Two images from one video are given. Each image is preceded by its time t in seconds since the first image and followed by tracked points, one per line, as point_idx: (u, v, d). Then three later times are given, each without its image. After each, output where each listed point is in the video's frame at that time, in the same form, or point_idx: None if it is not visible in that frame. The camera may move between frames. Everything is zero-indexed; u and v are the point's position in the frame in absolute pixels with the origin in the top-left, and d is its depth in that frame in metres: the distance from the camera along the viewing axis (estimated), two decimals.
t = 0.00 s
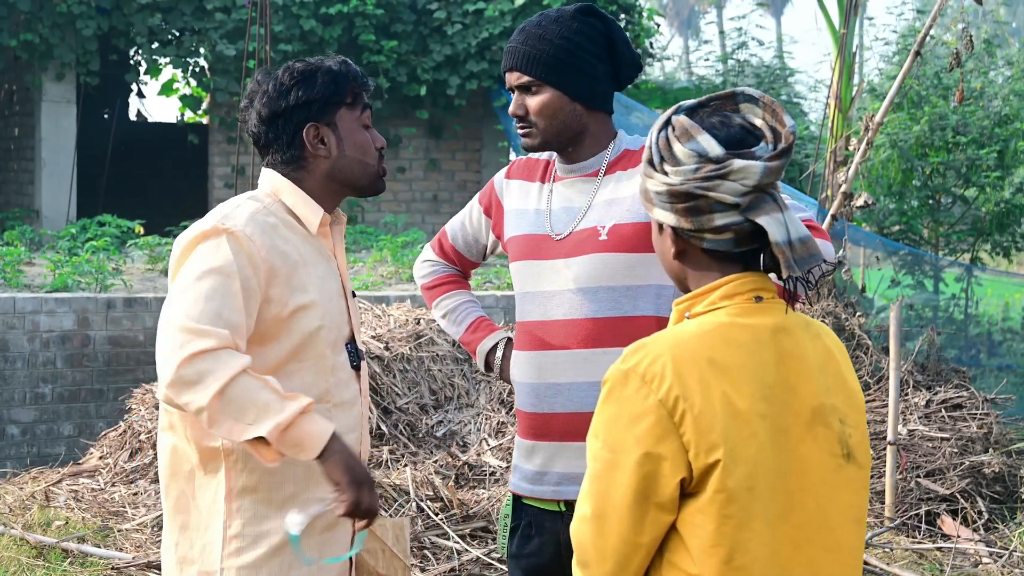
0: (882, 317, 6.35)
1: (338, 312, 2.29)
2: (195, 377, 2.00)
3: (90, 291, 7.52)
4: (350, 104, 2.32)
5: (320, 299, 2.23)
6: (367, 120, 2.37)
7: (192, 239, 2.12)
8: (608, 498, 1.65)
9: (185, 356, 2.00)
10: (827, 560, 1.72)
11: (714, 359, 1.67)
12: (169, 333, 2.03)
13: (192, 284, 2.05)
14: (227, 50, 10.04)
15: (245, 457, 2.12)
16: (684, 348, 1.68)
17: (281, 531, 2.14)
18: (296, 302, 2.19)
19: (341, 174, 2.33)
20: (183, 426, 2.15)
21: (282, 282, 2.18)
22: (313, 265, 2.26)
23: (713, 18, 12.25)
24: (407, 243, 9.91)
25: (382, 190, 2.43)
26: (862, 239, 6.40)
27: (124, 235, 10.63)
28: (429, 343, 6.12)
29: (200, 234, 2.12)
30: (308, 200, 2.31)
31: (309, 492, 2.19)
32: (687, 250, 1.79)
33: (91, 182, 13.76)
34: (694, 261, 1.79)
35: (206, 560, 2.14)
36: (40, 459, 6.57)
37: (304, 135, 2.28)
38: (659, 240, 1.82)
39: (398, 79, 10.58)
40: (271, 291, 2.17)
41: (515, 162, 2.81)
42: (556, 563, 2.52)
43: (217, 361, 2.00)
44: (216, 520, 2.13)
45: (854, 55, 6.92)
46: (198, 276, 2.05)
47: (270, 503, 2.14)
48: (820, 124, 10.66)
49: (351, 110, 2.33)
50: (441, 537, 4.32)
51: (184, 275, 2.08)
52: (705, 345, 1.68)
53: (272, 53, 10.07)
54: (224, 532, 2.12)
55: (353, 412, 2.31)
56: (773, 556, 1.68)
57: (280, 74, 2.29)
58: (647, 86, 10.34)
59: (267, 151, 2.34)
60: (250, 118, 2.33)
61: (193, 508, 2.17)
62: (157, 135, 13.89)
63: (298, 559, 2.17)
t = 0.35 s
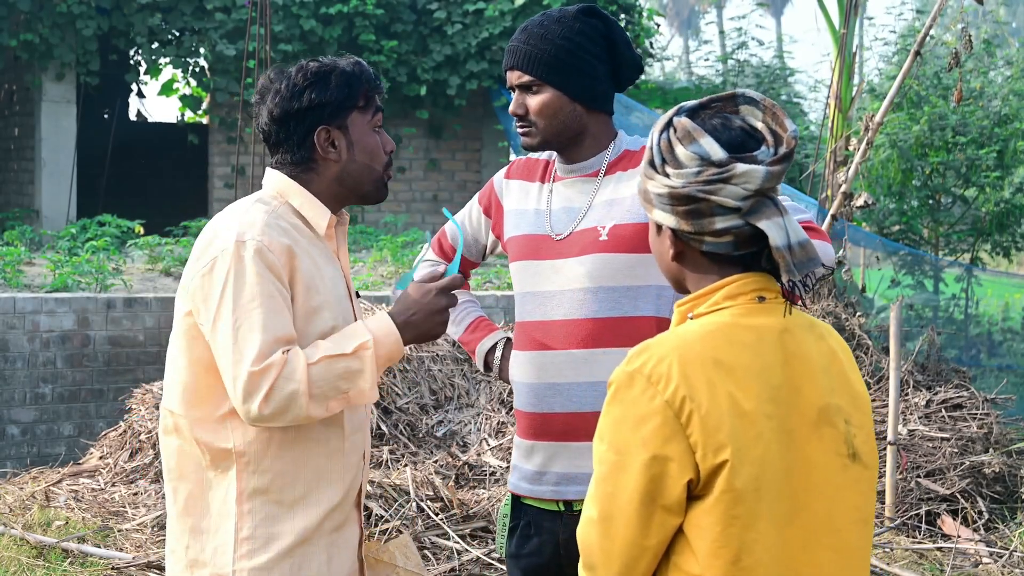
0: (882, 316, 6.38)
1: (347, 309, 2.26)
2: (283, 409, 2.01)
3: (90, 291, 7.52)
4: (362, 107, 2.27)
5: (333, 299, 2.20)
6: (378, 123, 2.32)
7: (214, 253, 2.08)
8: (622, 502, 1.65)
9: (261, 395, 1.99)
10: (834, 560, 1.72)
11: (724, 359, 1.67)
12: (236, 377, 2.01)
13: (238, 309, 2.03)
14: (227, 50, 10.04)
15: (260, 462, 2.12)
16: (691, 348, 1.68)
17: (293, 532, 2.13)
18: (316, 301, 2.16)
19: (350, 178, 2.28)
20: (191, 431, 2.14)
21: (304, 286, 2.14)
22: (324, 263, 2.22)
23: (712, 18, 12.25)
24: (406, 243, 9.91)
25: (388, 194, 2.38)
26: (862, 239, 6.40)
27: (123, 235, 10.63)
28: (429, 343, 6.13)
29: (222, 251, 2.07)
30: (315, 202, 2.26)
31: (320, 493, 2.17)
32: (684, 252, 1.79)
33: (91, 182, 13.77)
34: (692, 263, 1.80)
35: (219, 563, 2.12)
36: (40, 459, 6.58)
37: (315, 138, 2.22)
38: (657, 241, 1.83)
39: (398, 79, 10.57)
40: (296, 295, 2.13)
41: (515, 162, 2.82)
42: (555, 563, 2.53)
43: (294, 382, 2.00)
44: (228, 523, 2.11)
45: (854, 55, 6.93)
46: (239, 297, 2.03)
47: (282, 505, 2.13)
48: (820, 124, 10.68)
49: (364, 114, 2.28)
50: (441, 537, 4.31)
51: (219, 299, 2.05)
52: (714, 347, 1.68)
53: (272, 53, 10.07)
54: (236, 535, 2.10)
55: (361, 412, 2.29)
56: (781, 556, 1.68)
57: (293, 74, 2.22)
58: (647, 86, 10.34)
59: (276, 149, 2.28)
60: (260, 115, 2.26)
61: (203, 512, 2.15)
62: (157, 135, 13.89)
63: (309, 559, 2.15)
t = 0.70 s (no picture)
0: (882, 317, 6.37)
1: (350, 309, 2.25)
2: (267, 410, 2.02)
3: (90, 291, 7.51)
4: (387, 118, 2.27)
5: (338, 301, 2.19)
6: (399, 135, 2.32)
7: (221, 243, 2.07)
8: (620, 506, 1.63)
9: (248, 394, 1.99)
10: (839, 557, 1.71)
11: (718, 361, 1.67)
12: (226, 372, 2.01)
13: (239, 307, 2.02)
14: (227, 50, 10.03)
15: (266, 462, 2.11)
16: (682, 353, 1.68)
17: (297, 535, 2.12)
18: (320, 303, 2.15)
19: (367, 186, 2.27)
20: (200, 427, 2.13)
21: (309, 285, 2.13)
22: (329, 263, 2.21)
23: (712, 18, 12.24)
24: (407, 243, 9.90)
25: (400, 208, 2.37)
26: (862, 239, 6.41)
27: (124, 235, 10.63)
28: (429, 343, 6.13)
29: (231, 243, 2.06)
30: (328, 203, 2.25)
31: (323, 494, 2.17)
32: (656, 267, 1.80)
33: (91, 182, 13.77)
34: (664, 278, 1.81)
35: (221, 563, 2.10)
36: (40, 459, 6.57)
37: (337, 141, 2.21)
38: (628, 256, 1.83)
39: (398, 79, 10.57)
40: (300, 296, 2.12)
41: (519, 162, 2.81)
42: (557, 563, 2.52)
43: (282, 389, 2.01)
44: (231, 523, 2.10)
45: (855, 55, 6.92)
46: (239, 295, 2.03)
47: (285, 507, 2.12)
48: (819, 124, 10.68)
49: (387, 125, 2.28)
50: (441, 537, 4.30)
51: (217, 295, 2.04)
52: (710, 346, 1.68)
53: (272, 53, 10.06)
54: (239, 536, 2.09)
55: (364, 414, 2.29)
56: (784, 556, 1.67)
57: (323, 77, 2.22)
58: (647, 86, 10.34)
59: (295, 148, 2.26)
60: (285, 112, 2.25)
61: (207, 510, 2.13)
62: (157, 135, 13.90)
63: (313, 562, 2.14)
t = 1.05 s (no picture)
0: (882, 317, 6.37)
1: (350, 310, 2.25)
2: (263, 421, 2.02)
3: (90, 291, 7.51)
4: (380, 115, 2.27)
5: (338, 303, 2.19)
6: (392, 133, 2.31)
7: (223, 245, 2.06)
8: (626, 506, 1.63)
9: (245, 402, 1.99)
10: (841, 554, 1.70)
11: (719, 363, 1.67)
12: (225, 377, 2.01)
13: (238, 311, 2.02)
14: (227, 50, 10.03)
15: (268, 467, 2.11)
16: (681, 355, 1.67)
17: (301, 538, 2.12)
18: (321, 305, 2.14)
19: (361, 183, 2.27)
20: (202, 431, 2.13)
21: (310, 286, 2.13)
22: (329, 264, 2.21)
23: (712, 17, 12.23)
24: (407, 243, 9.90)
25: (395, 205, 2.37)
26: (863, 239, 6.46)
27: (124, 235, 10.64)
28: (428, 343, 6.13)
29: (233, 245, 2.06)
30: (325, 204, 2.24)
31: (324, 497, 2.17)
32: (652, 272, 1.80)
33: (91, 182, 13.77)
34: (661, 283, 1.80)
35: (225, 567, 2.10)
36: (40, 459, 6.58)
37: (331, 138, 2.21)
38: (625, 262, 1.83)
39: (398, 79, 10.56)
40: (302, 296, 2.12)
41: (523, 162, 2.81)
42: (562, 563, 2.52)
43: (280, 402, 2.00)
44: (234, 527, 2.10)
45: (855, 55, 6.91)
46: (239, 299, 2.02)
47: (287, 511, 2.12)
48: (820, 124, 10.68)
49: (380, 121, 2.28)
50: (441, 537, 4.30)
51: (217, 299, 2.04)
52: (710, 348, 1.68)
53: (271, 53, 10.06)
54: (243, 541, 2.08)
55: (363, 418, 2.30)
56: (786, 555, 1.67)
57: (315, 74, 2.22)
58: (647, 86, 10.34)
59: (290, 148, 2.26)
60: (277, 112, 2.25)
61: (209, 514, 2.13)
62: (157, 135, 13.90)
63: (317, 563, 2.14)
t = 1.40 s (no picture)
0: (882, 317, 6.37)
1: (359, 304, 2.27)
2: (386, 368, 2.04)
3: (90, 291, 7.51)
4: (379, 108, 2.27)
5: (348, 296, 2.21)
6: (391, 130, 2.30)
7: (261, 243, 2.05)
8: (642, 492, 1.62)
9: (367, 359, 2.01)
10: (844, 553, 1.70)
11: (725, 361, 1.67)
12: (339, 341, 1.99)
13: (310, 287, 2.02)
14: (227, 50, 10.03)
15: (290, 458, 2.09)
16: (684, 354, 1.67)
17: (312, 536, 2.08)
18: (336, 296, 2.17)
19: (357, 174, 2.25)
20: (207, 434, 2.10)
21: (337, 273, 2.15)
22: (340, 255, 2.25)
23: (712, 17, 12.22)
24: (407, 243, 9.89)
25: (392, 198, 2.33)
26: (862, 239, 6.45)
27: (124, 235, 10.64)
28: (429, 343, 6.14)
29: (268, 238, 2.05)
30: (326, 197, 2.23)
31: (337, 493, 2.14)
32: (653, 271, 1.84)
33: (91, 182, 13.77)
34: (661, 283, 1.84)
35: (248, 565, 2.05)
36: (40, 460, 6.58)
37: (328, 124, 2.21)
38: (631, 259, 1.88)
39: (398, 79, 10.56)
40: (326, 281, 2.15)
41: (524, 162, 2.81)
42: (564, 563, 2.51)
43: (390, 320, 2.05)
44: (262, 520, 2.06)
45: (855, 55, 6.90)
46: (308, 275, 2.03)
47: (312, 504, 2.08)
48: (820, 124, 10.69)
49: (379, 115, 2.27)
50: (441, 537, 4.30)
51: (274, 290, 2.03)
52: (717, 347, 1.68)
53: (271, 53, 10.06)
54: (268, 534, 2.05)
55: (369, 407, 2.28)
56: (790, 556, 1.67)
57: (318, 65, 2.26)
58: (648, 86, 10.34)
59: (288, 137, 2.27)
60: (277, 105, 2.29)
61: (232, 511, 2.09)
62: (157, 135, 13.90)
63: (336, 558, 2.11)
